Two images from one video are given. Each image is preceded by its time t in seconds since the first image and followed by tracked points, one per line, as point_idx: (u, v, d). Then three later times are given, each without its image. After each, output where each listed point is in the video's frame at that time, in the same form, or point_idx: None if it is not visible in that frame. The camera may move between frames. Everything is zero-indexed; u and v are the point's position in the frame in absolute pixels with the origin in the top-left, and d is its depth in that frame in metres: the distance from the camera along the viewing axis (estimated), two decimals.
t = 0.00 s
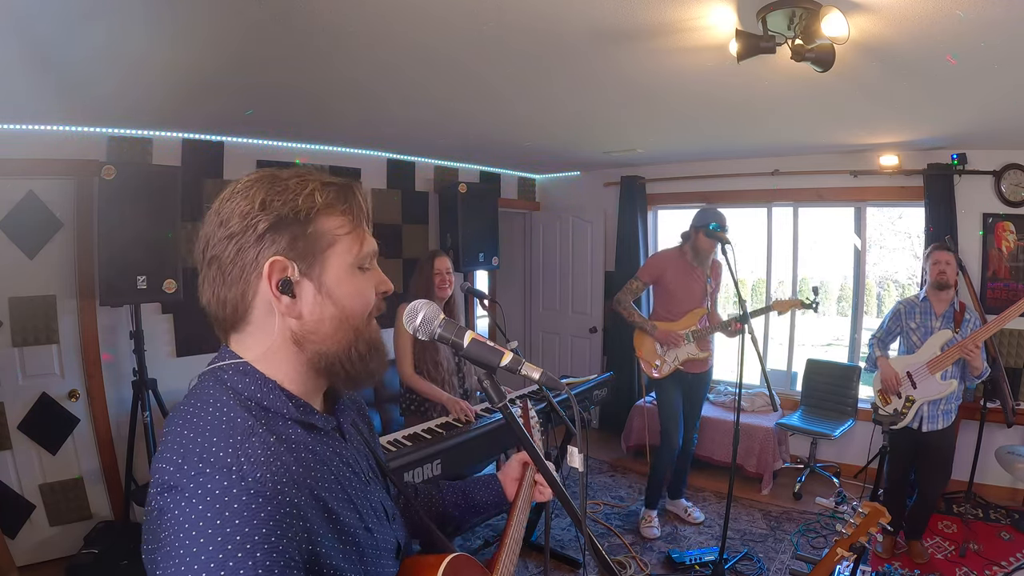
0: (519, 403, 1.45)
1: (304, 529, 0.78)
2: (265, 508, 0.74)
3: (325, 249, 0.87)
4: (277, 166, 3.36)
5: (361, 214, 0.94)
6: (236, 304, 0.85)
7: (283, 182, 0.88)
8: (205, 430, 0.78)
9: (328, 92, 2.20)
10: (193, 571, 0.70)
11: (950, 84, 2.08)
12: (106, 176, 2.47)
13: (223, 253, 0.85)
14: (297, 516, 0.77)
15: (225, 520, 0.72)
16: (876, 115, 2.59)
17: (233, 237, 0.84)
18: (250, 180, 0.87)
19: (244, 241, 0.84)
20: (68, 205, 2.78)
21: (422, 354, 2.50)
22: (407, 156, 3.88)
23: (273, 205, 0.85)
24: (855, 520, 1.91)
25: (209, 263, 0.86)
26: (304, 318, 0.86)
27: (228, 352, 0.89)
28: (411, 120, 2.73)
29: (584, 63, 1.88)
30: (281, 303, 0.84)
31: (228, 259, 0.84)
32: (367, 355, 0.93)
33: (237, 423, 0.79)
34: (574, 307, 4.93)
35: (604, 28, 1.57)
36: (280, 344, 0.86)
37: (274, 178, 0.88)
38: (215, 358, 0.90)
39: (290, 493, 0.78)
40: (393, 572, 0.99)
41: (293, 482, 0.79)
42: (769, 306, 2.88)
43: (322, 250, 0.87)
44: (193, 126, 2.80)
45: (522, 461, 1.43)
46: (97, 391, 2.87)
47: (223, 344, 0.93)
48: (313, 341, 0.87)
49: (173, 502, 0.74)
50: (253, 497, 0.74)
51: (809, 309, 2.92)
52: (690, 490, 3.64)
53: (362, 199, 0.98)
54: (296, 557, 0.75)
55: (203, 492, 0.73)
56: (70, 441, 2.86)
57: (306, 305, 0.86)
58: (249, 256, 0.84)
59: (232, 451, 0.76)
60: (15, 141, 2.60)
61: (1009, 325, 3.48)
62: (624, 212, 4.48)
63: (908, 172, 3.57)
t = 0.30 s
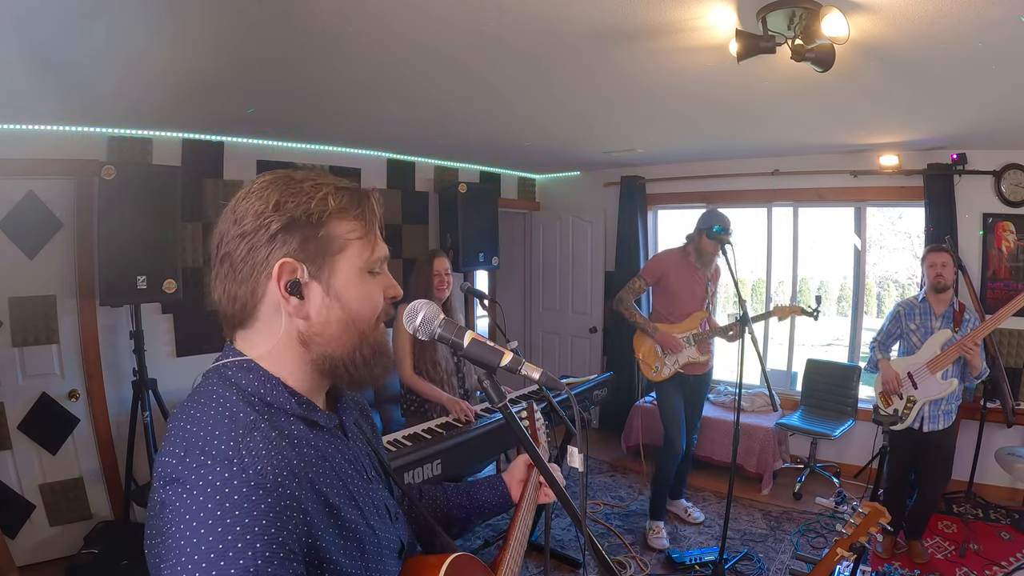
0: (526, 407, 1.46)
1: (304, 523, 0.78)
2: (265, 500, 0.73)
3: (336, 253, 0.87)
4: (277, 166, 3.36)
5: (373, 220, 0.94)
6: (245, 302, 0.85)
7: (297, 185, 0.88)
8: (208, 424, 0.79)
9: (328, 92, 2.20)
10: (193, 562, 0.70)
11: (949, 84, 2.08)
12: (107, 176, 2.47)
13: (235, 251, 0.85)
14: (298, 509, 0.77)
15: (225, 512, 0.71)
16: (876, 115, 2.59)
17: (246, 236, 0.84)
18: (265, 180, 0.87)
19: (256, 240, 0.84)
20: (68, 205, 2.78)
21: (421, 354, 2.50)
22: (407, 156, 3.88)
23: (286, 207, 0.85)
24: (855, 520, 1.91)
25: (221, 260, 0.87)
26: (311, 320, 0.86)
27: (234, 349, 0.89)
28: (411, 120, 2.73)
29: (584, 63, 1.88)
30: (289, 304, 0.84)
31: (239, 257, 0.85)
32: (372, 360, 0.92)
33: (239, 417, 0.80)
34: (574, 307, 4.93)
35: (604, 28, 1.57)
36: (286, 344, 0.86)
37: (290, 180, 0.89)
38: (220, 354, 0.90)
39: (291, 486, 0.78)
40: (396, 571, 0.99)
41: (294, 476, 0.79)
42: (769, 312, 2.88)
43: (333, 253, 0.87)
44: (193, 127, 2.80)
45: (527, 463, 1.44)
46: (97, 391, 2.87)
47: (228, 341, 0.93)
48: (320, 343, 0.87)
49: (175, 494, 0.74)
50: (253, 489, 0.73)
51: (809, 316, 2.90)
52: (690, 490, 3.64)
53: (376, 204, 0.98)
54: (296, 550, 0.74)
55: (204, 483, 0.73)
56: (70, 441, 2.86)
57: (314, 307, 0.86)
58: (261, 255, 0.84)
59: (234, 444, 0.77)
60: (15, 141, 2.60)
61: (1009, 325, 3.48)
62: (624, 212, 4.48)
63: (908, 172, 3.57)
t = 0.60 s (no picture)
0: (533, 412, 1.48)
1: (316, 511, 0.78)
2: (279, 484, 0.74)
3: (307, 258, 0.84)
4: (277, 166, 3.36)
5: (349, 216, 0.89)
6: (239, 314, 0.89)
7: (268, 190, 0.86)
8: (222, 413, 0.79)
9: (328, 92, 2.20)
10: (206, 544, 0.70)
11: (949, 84, 2.07)
12: (107, 176, 2.47)
13: (224, 266, 0.88)
14: (310, 496, 0.77)
15: (240, 495, 0.72)
16: (876, 115, 2.59)
17: (228, 251, 0.86)
18: (239, 190, 0.87)
19: (235, 255, 0.86)
20: (68, 205, 2.78)
21: (422, 354, 2.50)
22: (407, 156, 3.88)
23: (254, 219, 0.84)
24: (855, 520, 1.91)
25: (216, 273, 0.90)
26: (292, 328, 0.86)
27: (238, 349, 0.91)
28: (411, 120, 2.73)
29: (584, 63, 1.88)
30: (268, 315, 0.85)
31: (227, 272, 0.88)
32: (365, 361, 0.90)
33: (253, 407, 0.80)
34: (574, 307, 4.93)
35: (604, 28, 1.57)
36: (274, 351, 0.87)
37: (263, 186, 0.86)
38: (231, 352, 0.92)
39: (304, 473, 0.78)
40: (400, 568, 0.99)
41: (306, 463, 0.80)
42: (768, 312, 2.86)
43: (304, 259, 0.84)
44: (193, 127, 2.80)
45: (534, 467, 1.45)
46: (97, 391, 2.87)
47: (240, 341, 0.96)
48: (304, 350, 0.87)
49: (189, 479, 0.74)
50: (267, 473, 0.74)
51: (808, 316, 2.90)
52: (690, 490, 3.64)
53: (356, 197, 0.92)
54: (308, 535, 0.74)
55: (219, 468, 0.74)
56: (70, 441, 2.86)
57: (292, 315, 0.85)
58: (240, 270, 0.86)
59: (248, 431, 0.77)
60: (15, 141, 2.61)
61: (1009, 325, 3.48)
62: (625, 212, 4.48)
63: (908, 172, 3.57)
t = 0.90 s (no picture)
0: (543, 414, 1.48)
1: (316, 510, 0.78)
2: (278, 483, 0.74)
3: (319, 258, 0.85)
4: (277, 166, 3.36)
5: (361, 215, 0.89)
6: (253, 318, 0.89)
7: (279, 193, 0.86)
8: (227, 410, 0.79)
9: (328, 92, 2.20)
10: (203, 538, 0.70)
11: (949, 84, 2.08)
12: (107, 176, 2.47)
13: (238, 270, 0.89)
14: (310, 495, 0.77)
15: (238, 492, 0.72)
16: (876, 115, 2.59)
17: (242, 255, 0.87)
18: (250, 194, 0.87)
19: (249, 259, 0.86)
20: (68, 205, 2.78)
21: (421, 354, 2.50)
22: (408, 156, 3.88)
23: (266, 221, 0.85)
24: (855, 520, 1.91)
25: (231, 278, 0.91)
26: (307, 328, 0.86)
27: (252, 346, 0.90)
28: (411, 120, 2.73)
29: (584, 63, 1.88)
30: (282, 316, 0.85)
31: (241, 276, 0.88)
32: (381, 360, 0.90)
33: (256, 405, 0.80)
34: (574, 307, 4.93)
35: (604, 29, 1.57)
36: (288, 352, 0.87)
37: (274, 189, 0.87)
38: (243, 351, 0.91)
39: (304, 472, 0.78)
40: (406, 568, 1.00)
41: (307, 463, 0.79)
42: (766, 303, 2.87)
43: (317, 259, 0.85)
44: (192, 127, 2.80)
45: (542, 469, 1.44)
46: (97, 391, 2.87)
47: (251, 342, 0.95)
48: (318, 351, 0.87)
49: (191, 474, 0.75)
50: (267, 472, 0.74)
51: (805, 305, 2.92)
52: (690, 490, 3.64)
53: (367, 196, 0.92)
54: (305, 534, 0.74)
55: (220, 464, 0.74)
56: (70, 441, 2.86)
57: (306, 316, 0.86)
58: (253, 272, 0.86)
59: (250, 429, 0.77)
60: (15, 141, 2.60)
61: (1009, 325, 3.48)
62: (624, 212, 4.48)
63: (908, 172, 3.57)
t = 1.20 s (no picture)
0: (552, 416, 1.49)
1: (317, 512, 0.78)
2: (279, 486, 0.73)
3: (328, 255, 0.85)
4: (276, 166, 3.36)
5: (370, 213, 0.89)
6: (260, 315, 0.90)
7: (289, 190, 0.87)
8: (231, 410, 0.79)
9: (328, 92, 2.20)
10: (202, 541, 0.69)
11: (949, 84, 2.08)
12: (106, 176, 2.47)
13: (246, 266, 0.89)
14: (312, 498, 0.77)
15: (239, 495, 0.71)
16: (876, 115, 2.59)
17: (250, 251, 0.87)
18: (260, 190, 0.88)
19: (257, 256, 0.87)
20: (67, 205, 2.78)
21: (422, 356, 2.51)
22: (408, 156, 3.88)
23: (275, 218, 0.85)
24: (855, 520, 1.91)
25: (239, 275, 0.91)
26: (314, 326, 0.86)
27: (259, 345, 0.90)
28: (411, 120, 2.73)
29: (584, 63, 1.88)
30: (289, 313, 0.85)
31: (249, 273, 0.89)
32: (387, 358, 0.90)
33: (261, 407, 0.80)
34: (574, 307, 4.93)
35: (605, 29, 1.57)
36: (295, 349, 0.88)
37: (283, 186, 0.87)
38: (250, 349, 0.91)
39: (307, 475, 0.77)
40: (410, 569, 1.00)
41: (310, 465, 0.79)
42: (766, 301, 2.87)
43: (325, 256, 0.85)
44: (192, 127, 2.80)
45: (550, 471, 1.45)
46: (97, 391, 2.87)
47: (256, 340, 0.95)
48: (325, 348, 0.87)
49: (193, 475, 0.74)
50: (268, 475, 0.73)
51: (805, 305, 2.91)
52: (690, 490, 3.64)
53: (377, 195, 0.93)
54: (306, 537, 0.73)
55: (222, 466, 0.73)
56: (70, 441, 2.86)
57: (314, 313, 0.86)
58: (261, 269, 0.87)
59: (254, 431, 0.77)
60: (15, 140, 2.60)
61: (1009, 325, 3.48)
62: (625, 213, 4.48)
63: (908, 172, 3.57)
